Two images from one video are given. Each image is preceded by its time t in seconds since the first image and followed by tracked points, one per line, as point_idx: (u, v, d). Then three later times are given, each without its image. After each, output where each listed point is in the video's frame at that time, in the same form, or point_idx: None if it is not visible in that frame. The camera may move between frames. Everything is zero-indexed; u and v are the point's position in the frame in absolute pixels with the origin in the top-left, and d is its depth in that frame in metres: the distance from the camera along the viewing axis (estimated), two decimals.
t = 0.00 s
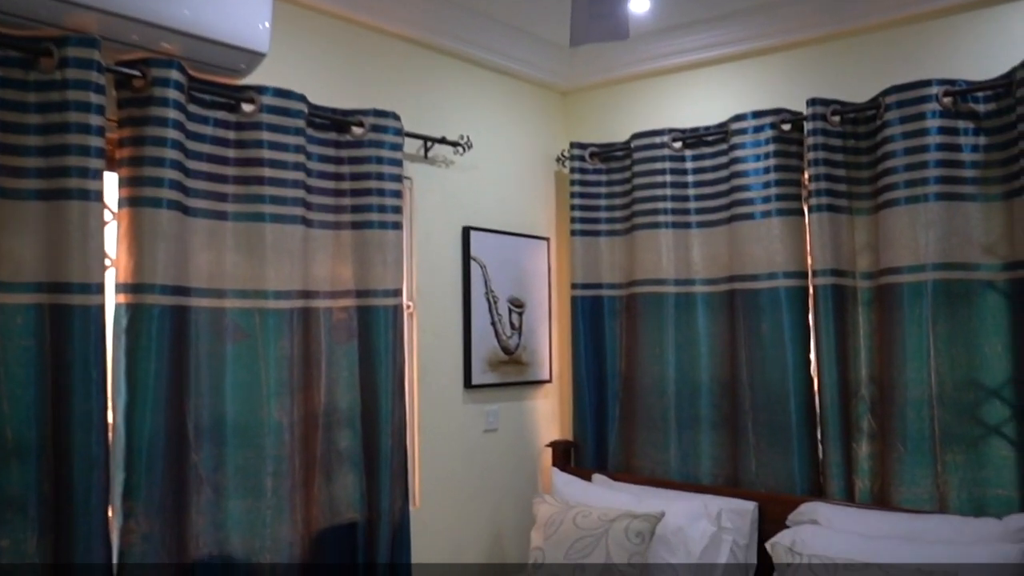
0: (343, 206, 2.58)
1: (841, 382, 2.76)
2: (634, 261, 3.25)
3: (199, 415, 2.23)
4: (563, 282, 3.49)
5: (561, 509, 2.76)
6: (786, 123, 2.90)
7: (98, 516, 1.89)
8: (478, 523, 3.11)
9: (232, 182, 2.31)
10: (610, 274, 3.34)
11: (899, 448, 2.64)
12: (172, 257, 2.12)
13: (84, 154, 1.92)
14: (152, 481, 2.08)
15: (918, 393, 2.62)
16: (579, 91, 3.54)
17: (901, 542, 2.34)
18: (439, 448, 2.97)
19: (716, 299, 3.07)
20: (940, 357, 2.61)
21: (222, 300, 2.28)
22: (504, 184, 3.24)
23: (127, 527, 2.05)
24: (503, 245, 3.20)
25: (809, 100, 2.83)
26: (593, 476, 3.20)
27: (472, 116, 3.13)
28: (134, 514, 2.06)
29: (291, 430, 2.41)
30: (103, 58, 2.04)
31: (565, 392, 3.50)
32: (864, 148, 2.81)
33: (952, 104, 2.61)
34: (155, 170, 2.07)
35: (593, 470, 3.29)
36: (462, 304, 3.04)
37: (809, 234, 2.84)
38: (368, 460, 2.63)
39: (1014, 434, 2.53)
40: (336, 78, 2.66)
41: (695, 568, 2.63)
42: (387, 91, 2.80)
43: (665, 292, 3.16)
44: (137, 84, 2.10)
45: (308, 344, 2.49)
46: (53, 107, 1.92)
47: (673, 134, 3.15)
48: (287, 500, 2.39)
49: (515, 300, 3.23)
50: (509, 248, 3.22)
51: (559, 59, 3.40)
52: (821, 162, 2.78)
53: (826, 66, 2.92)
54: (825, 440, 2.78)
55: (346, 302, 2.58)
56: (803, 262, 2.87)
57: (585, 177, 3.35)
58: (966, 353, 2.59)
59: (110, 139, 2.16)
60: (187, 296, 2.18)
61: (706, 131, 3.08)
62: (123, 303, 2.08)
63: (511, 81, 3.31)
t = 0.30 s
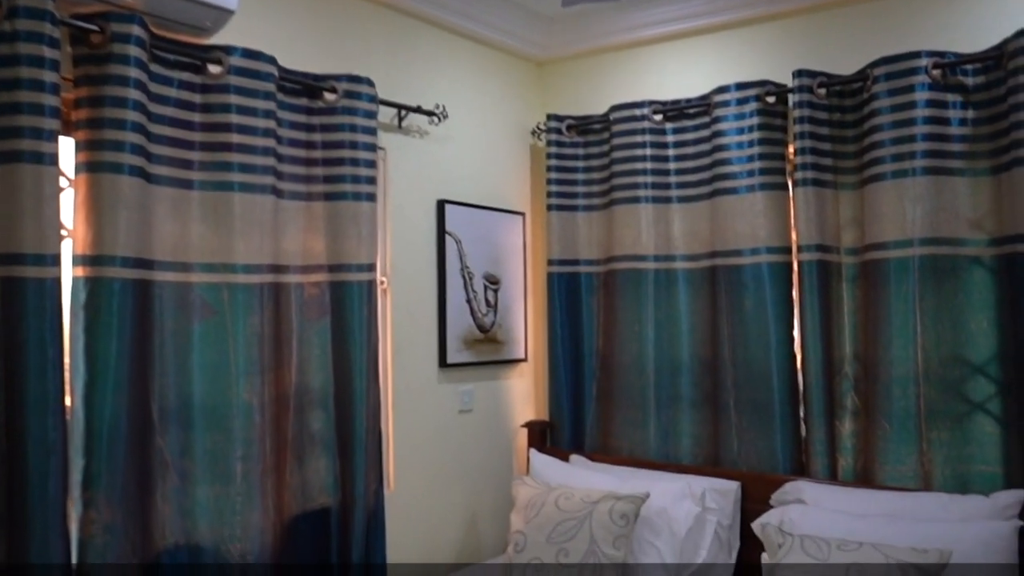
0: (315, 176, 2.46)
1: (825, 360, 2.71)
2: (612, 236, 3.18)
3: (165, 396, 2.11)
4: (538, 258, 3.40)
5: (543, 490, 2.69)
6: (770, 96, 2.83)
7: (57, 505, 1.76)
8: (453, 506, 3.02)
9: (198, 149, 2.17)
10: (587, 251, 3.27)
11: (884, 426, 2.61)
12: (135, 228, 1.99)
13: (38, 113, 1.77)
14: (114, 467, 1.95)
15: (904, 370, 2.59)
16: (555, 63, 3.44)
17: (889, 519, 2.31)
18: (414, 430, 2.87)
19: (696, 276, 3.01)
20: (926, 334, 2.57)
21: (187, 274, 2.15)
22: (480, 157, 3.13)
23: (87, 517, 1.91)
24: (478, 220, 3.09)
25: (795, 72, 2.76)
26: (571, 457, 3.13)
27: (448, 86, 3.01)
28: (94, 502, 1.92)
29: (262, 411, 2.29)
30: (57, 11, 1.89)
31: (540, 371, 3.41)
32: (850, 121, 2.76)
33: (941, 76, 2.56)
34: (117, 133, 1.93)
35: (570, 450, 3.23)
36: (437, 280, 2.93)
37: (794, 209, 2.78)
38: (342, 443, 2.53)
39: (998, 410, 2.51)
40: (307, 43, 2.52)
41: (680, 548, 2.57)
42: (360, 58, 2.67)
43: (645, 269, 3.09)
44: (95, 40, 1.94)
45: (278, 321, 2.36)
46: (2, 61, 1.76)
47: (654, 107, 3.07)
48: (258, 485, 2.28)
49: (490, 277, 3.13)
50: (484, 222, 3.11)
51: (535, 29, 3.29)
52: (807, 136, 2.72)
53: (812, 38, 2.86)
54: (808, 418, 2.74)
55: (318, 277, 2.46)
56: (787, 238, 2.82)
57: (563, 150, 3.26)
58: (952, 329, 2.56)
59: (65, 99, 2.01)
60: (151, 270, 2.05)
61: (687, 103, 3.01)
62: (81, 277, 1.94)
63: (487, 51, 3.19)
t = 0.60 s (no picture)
0: (281, 141, 2.31)
1: (806, 334, 2.66)
2: (586, 207, 3.08)
3: (122, 377, 1.96)
4: (509, 230, 3.29)
5: (521, 469, 2.61)
6: (752, 63, 2.75)
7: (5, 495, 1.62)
8: (423, 487, 2.92)
9: (157, 110, 2.01)
10: (560, 223, 3.17)
11: (866, 400, 2.57)
12: (89, 193, 1.83)
13: None
14: (67, 453, 1.80)
15: (886, 344, 2.54)
16: (526, 29, 3.31)
17: (876, 495, 2.27)
18: (384, 409, 2.75)
19: (674, 249, 2.94)
20: (910, 306, 2.54)
21: (146, 244, 2.00)
22: (450, 125, 3.01)
23: (39, 508, 1.76)
24: (449, 190, 2.97)
25: (777, 39, 2.69)
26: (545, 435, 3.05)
27: (417, 49, 2.87)
28: (46, 491, 1.77)
29: (227, 391, 2.15)
30: None
31: (511, 347, 3.31)
32: (834, 90, 2.70)
33: (928, 44, 2.50)
34: (67, 90, 1.77)
35: (543, 427, 3.14)
36: (407, 253, 2.80)
37: (776, 179, 2.72)
38: (311, 423, 2.40)
39: (980, 383, 2.49)
40: None
41: (661, 528, 2.52)
42: (327, 17, 2.52)
43: (621, 242, 3.01)
44: None
45: (244, 295, 2.22)
46: None
47: (631, 74, 2.97)
48: (224, 470, 2.14)
49: (461, 249, 3.01)
50: (455, 192, 2.99)
51: None
52: (790, 105, 2.66)
53: (793, 5, 2.78)
54: (788, 393, 2.69)
55: (284, 248, 2.32)
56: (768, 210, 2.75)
57: (535, 119, 3.15)
58: (935, 302, 2.53)
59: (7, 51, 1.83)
60: (106, 239, 1.90)
61: (666, 71, 2.92)
62: (28, 247, 1.77)
63: (457, 14, 3.06)
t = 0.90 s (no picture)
0: (246, 108, 2.17)
1: (789, 310, 2.61)
2: (561, 182, 2.99)
3: (76, 358, 1.82)
4: (481, 206, 3.18)
5: (499, 452, 2.52)
6: (735, 34, 2.67)
7: None
8: (395, 472, 2.82)
9: (113, 71, 1.87)
10: (534, 198, 3.07)
11: (849, 378, 2.53)
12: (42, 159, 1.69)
13: None
14: (16, 441, 1.66)
15: (871, 320, 2.50)
16: None
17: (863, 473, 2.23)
18: (354, 391, 2.64)
19: (654, 224, 2.86)
20: (895, 283, 2.49)
21: (101, 216, 1.85)
22: (422, 95, 2.88)
23: None
24: (420, 163, 2.85)
25: (762, 8, 2.62)
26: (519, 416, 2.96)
27: (388, 15, 2.74)
28: None
29: (191, 372, 2.01)
30: None
31: (484, 326, 3.22)
32: (818, 63, 2.64)
33: (915, 15, 2.44)
34: (13, 44, 1.63)
35: (516, 409, 3.06)
36: (378, 228, 2.68)
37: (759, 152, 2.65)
38: (279, 407, 2.28)
39: (964, 360, 2.45)
40: None
41: (644, 511, 2.46)
42: None
43: (599, 217, 2.92)
44: None
45: (207, 270, 2.08)
46: None
47: (609, 44, 2.87)
48: (188, 457, 2.01)
49: (432, 225, 2.90)
50: (427, 166, 2.87)
51: None
52: (775, 76, 2.58)
53: None
54: (771, 371, 2.64)
55: (250, 221, 2.19)
56: (750, 184, 2.69)
57: (508, 90, 3.05)
58: (920, 278, 2.49)
59: None
60: (58, 207, 1.76)
61: (645, 41, 2.82)
62: None
63: None
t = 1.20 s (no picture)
0: (203, 68, 2.01)
1: (767, 284, 2.55)
2: (531, 151, 2.88)
3: (20, 340, 1.66)
4: (446, 176, 3.06)
5: (473, 434, 2.41)
6: None
7: None
8: (360, 456, 2.69)
9: (55, 23, 1.69)
10: (502, 168, 2.96)
11: (828, 352, 2.49)
12: None
13: None
14: None
15: (851, 294, 2.46)
16: None
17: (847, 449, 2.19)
18: (318, 371, 2.50)
19: (628, 195, 2.77)
20: (876, 256, 2.46)
21: (46, 184, 1.69)
22: (386, 59, 2.74)
23: None
24: (385, 130, 2.70)
25: None
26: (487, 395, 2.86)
27: None
28: None
29: (147, 354, 1.87)
30: None
31: (450, 301, 3.10)
32: (797, 30, 2.57)
33: None
34: None
35: (484, 387, 2.96)
36: (341, 200, 2.54)
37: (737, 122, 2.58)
38: (240, 389, 2.13)
39: (943, 333, 2.43)
40: None
41: (622, 492, 2.39)
42: None
43: (570, 188, 2.82)
44: None
45: (163, 243, 1.94)
46: None
47: (581, 9, 2.77)
48: (144, 446, 1.87)
49: (397, 196, 2.76)
50: (391, 134, 2.73)
51: None
52: (754, 43, 2.51)
53: None
54: (747, 346, 2.58)
55: (208, 191, 2.04)
56: (728, 155, 2.61)
57: (474, 55, 2.91)
58: (901, 251, 2.45)
59: None
60: None
61: (619, 5, 2.73)
62: None
63: None
